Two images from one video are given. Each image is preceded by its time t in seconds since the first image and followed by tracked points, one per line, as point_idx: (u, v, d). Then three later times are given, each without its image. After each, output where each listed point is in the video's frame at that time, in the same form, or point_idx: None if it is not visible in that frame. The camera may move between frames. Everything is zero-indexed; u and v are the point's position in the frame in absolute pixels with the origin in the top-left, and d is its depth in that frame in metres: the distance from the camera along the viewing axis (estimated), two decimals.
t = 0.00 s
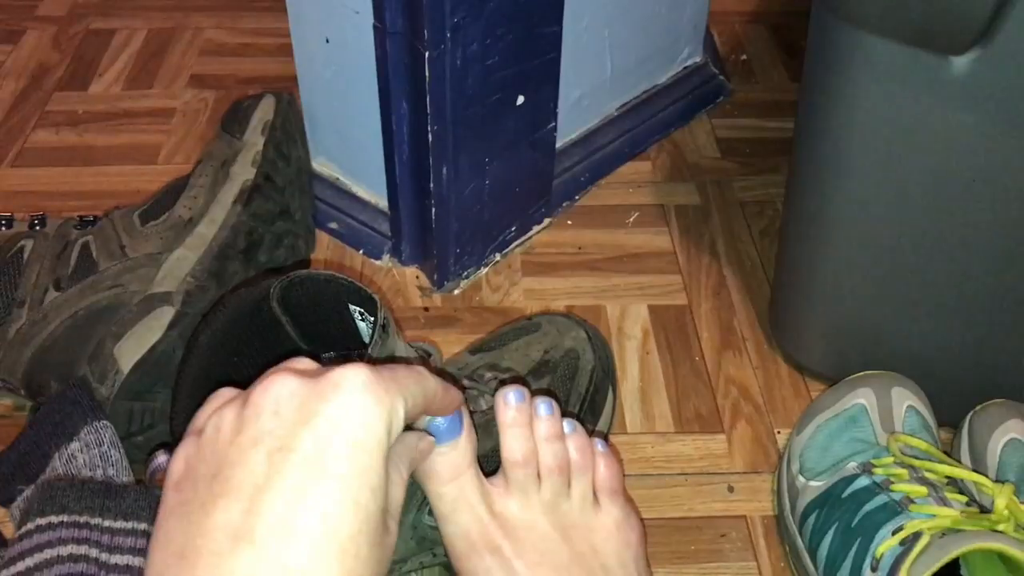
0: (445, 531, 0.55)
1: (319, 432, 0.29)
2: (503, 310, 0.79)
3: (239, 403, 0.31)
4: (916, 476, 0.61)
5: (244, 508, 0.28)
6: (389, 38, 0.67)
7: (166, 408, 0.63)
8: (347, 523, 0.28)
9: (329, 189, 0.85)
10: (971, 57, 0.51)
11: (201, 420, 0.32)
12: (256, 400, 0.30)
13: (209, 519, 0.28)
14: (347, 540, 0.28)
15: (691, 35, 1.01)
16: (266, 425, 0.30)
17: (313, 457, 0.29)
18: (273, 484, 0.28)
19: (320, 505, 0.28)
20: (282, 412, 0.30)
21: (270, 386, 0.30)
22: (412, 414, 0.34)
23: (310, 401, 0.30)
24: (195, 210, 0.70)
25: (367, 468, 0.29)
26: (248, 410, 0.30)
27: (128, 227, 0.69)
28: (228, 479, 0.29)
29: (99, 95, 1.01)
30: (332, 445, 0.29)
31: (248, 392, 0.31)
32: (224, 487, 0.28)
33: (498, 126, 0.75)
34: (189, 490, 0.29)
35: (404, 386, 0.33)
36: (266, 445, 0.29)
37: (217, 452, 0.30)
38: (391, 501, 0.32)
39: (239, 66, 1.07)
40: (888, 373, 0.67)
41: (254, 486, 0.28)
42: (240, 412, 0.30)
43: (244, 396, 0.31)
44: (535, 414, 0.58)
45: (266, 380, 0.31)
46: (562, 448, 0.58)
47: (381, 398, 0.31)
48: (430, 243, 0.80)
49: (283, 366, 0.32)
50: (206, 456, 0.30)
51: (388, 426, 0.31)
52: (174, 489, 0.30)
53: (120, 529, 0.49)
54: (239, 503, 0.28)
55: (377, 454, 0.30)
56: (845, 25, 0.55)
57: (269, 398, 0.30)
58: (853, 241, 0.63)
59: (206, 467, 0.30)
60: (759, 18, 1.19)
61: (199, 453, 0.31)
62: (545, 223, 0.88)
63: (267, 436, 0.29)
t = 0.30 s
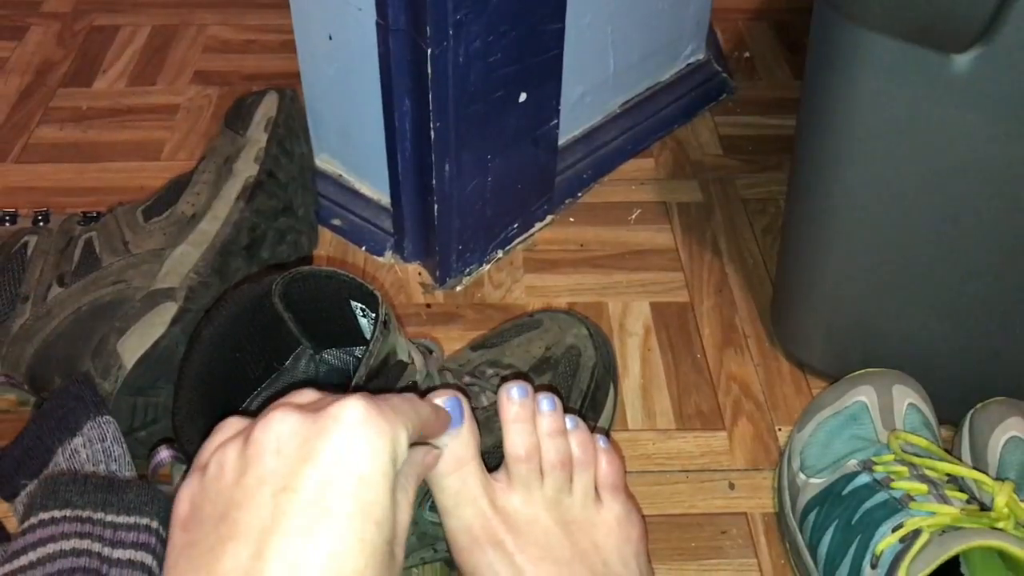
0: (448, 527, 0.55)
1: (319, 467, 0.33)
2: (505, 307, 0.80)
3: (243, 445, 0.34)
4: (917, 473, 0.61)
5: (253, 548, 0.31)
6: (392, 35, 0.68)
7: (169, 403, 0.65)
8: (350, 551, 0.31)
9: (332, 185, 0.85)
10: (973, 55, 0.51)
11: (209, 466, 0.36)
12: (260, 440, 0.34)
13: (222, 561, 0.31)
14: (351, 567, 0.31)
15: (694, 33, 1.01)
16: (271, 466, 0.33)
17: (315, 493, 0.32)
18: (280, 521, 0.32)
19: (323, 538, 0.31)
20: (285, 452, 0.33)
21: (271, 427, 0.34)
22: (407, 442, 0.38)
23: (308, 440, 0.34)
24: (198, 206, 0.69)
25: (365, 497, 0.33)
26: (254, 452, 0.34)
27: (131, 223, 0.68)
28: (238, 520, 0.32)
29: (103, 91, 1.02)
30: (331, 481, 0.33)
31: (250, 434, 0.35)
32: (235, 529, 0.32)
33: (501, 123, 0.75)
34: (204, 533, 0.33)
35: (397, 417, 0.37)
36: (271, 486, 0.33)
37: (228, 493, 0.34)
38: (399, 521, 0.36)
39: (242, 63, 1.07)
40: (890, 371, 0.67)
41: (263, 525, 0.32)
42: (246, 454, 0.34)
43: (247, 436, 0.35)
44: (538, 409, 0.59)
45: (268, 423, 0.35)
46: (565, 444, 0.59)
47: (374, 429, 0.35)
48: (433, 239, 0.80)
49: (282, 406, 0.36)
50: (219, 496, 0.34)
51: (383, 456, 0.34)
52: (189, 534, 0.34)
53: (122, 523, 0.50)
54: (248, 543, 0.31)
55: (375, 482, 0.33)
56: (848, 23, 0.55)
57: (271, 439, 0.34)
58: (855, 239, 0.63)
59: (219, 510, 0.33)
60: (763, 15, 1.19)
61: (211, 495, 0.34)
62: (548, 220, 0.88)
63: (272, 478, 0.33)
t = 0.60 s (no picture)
0: (442, 532, 0.54)
1: (344, 470, 0.35)
2: (505, 306, 0.79)
3: (265, 437, 0.36)
4: (918, 473, 0.61)
5: (273, 538, 0.33)
6: (392, 34, 0.67)
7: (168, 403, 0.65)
8: (366, 551, 0.34)
9: (332, 185, 0.85)
10: (973, 53, 0.51)
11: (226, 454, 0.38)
12: (285, 435, 0.36)
13: (242, 548, 0.33)
14: (364, 567, 0.33)
15: (695, 31, 1.00)
16: (292, 463, 0.35)
17: (337, 492, 0.35)
18: (300, 517, 0.34)
19: (342, 537, 0.34)
20: (308, 451, 0.36)
21: (297, 426, 0.37)
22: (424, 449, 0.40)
23: (333, 442, 0.36)
24: (198, 206, 0.69)
25: (383, 502, 0.36)
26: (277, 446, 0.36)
27: (130, 222, 0.68)
28: (258, 510, 0.34)
29: (102, 90, 1.01)
30: (353, 483, 0.35)
31: (274, 428, 0.37)
32: (254, 518, 0.34)
33: (500, 122, 0.75)
34: (219, 519, 0.34)
35: (417, 427, 0.39)
36: (291, 482, 0.35)
37: (246, 483, 0.35)
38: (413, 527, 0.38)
39: (242, 62, 1.07)
40: (891, 370, 0.66)
41: (285, 517, 0.34)
42: (267, 449, 0.36)
43: (268, 430, 0.37)
44: (531, 412, 0.58)
45: (292, 420, 0.37)
46: (559, 447, 0.58)
47: (395, 438, 0.37)
48: (433, 239, 0.80)
49: (306, 405, 0.38)
50: (237, 483, 0.36)
51: (401, 465, 0.37)
52: (203, 517, 0.35)
53: (122, 523, 0.50)
54: (269, 532, 0.33)
55: (392, 489, 0.36)
56: (848, 21, 0.55)
57: (296, 436, 0.36)
58: (855, 238, 0.63)
59: (235, 498, 0.35)
60: (763, 14, 1.19)
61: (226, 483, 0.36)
62: (548, 219, 0.88)
63: (293, 474, 0.35)
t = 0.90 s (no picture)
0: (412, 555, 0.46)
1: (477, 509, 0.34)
2: (503, 307, 0.79)
3: (398, 460, 0.35)
4: (916, 474, 0.61)
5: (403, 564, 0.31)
6: (389, 34, 0.67)
7: (165, 403, 0.64)
8: None
9: (330, 185, 0.85)
10: (971, 54, 0.51)
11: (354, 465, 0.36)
12: (420, 466, 0.35)
13: (366, 563, 0.31)
14: None
15: (693, 31, 1.00)
16: (425, 490, 0.34)
17: (466, 526, 0.33)
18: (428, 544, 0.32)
19: None
20: (442, 481, 0.34)
21: (433, 456, 0.35)
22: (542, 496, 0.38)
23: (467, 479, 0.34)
24: (195, 206, 0.69)
25: (510, 549, 0.34)
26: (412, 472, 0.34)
27: (126, 222, 0.68)
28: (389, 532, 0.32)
29: (99, 91, 1.01)
30: (482, 520, 0.33)
31: (408, 453, 0.35)
32: (380, 536, 0.32)
33: (498, 122, 0.75)
34: (347, 531, 0.32)
35: (540, 476, 0.37)
36: (421, 508, 0.33)
37: (376, 503, 0.33)
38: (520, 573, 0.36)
39: (240, 62, 1.07)
40: (889, 370, 0.67)
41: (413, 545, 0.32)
42: (398, 470, 0.34)
43: (401, 455, 0.35)
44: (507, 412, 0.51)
45: (427, 447, 0.35)
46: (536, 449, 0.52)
47: (526, 485, 0.36)
48: (430, 239, 0.80)
49: (439, 434, 0.36)
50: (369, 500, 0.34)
51: (530, 511, 0.35)
52: (319, 528, 0.33)
53: (118, 524, 0.50)
54: (398, 556, 0.31)
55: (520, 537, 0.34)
56: (846, 22, 0.55)
57: (431, 465, 0.35)
58: (853, 238, 0.63)
59: (363, 512, 0.33)
60: (761, 14, 1.19)
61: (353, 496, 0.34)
62: (546, 220, 0.88)
63: (425, 501, 0.33)
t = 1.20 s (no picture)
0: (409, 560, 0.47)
1: (442, 485, 0.37)
2: (498, 309, 0.79)
3: (363, 441, 0.38)
4: (910, 475, 0.61)
5: (371, 543, 0.35)
6: (384, 36, 0.67)
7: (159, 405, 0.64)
8: (452, 565, 0.36)
9: (325, 187, 0.85)
10: (963, 57, 0.51)
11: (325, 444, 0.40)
12: (383, 445, 0.38)
13: (333, 547, 0.35)
14: None
15: (689, 33, 1.01)
16: (390, 468, 0.37)
17: (432, 507, 0.37)
18: (394, 525, 0.36)
19: (436, 550, 0.36)
20: (407, 461, 0.38)
21: (398, 435, 0.38)
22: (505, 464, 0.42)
23: (431, 456, 0.38)
24: (190, 208, 0.69)
25: (475, 523, 0.38)
26: (377, 452, 0.38)
27: (122, 224, 0.68)
28: (359, 508, 0.36)
29: (95, 92, 1.01)
30: (446, 499, 0.37)
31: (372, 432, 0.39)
32: (347, 519, 0.36)
33: (493, 125, 0.75)
34: (317, 515, 0.37)
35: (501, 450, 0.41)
36: (388, 488, 0.37)
37: (344, 482, 0.37)
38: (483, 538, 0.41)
39: (236, 64, 1.07)
40: (883, 372, 0.67)
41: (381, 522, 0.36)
42: (363, 453, 0.38)
43: (365, 435, 0.39)
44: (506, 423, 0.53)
45: (390, 426, 0.39)
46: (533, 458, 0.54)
47: (490, 463, 0.39)
48: (425, 241, 0.80)
49: (405, 415, 0.40)
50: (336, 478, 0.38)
51: (491, 488, 0.39)
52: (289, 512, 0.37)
53: (112, 526, 0.50)
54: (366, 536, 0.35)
55: (483, 512, 0.38)
56: (840, 25, 0.55)
57: (395, 444, 0.38)
58: (847, 240, 0.63)
59: (330, 494, 0.37)
60: (757, 16, 1.19)
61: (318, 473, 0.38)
62: (541, 221, 0.88)
63: (392, 480, 0.37)
